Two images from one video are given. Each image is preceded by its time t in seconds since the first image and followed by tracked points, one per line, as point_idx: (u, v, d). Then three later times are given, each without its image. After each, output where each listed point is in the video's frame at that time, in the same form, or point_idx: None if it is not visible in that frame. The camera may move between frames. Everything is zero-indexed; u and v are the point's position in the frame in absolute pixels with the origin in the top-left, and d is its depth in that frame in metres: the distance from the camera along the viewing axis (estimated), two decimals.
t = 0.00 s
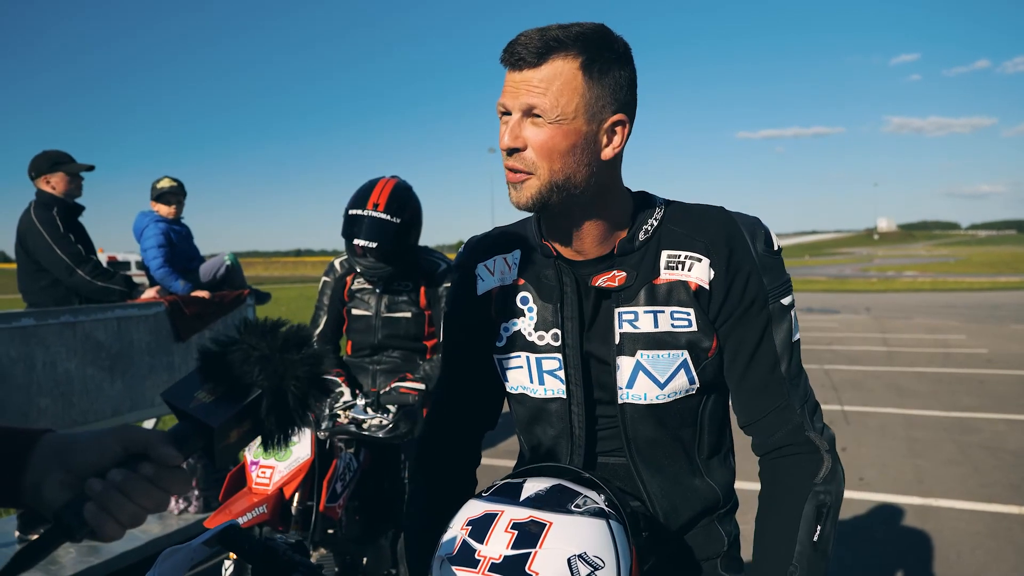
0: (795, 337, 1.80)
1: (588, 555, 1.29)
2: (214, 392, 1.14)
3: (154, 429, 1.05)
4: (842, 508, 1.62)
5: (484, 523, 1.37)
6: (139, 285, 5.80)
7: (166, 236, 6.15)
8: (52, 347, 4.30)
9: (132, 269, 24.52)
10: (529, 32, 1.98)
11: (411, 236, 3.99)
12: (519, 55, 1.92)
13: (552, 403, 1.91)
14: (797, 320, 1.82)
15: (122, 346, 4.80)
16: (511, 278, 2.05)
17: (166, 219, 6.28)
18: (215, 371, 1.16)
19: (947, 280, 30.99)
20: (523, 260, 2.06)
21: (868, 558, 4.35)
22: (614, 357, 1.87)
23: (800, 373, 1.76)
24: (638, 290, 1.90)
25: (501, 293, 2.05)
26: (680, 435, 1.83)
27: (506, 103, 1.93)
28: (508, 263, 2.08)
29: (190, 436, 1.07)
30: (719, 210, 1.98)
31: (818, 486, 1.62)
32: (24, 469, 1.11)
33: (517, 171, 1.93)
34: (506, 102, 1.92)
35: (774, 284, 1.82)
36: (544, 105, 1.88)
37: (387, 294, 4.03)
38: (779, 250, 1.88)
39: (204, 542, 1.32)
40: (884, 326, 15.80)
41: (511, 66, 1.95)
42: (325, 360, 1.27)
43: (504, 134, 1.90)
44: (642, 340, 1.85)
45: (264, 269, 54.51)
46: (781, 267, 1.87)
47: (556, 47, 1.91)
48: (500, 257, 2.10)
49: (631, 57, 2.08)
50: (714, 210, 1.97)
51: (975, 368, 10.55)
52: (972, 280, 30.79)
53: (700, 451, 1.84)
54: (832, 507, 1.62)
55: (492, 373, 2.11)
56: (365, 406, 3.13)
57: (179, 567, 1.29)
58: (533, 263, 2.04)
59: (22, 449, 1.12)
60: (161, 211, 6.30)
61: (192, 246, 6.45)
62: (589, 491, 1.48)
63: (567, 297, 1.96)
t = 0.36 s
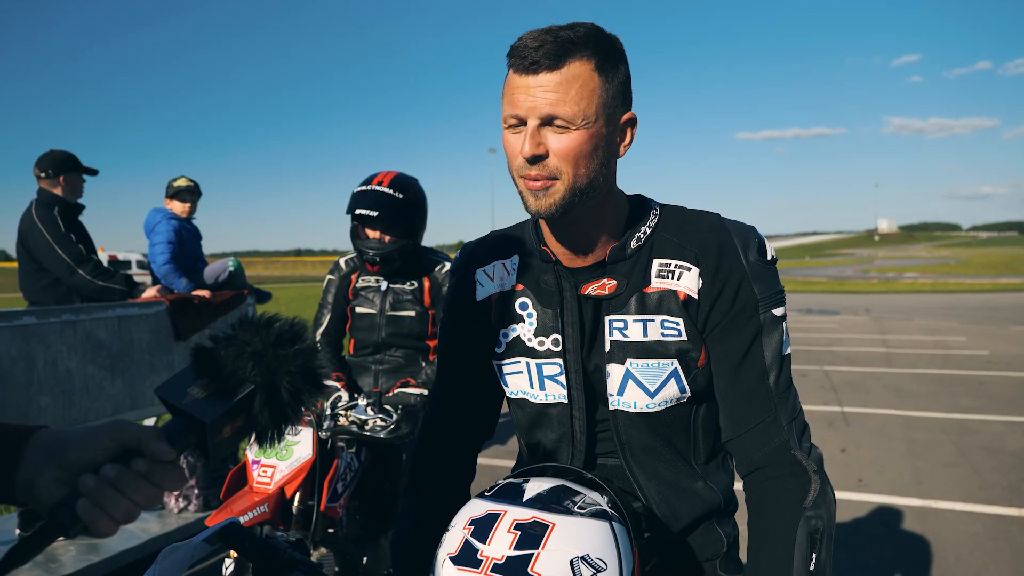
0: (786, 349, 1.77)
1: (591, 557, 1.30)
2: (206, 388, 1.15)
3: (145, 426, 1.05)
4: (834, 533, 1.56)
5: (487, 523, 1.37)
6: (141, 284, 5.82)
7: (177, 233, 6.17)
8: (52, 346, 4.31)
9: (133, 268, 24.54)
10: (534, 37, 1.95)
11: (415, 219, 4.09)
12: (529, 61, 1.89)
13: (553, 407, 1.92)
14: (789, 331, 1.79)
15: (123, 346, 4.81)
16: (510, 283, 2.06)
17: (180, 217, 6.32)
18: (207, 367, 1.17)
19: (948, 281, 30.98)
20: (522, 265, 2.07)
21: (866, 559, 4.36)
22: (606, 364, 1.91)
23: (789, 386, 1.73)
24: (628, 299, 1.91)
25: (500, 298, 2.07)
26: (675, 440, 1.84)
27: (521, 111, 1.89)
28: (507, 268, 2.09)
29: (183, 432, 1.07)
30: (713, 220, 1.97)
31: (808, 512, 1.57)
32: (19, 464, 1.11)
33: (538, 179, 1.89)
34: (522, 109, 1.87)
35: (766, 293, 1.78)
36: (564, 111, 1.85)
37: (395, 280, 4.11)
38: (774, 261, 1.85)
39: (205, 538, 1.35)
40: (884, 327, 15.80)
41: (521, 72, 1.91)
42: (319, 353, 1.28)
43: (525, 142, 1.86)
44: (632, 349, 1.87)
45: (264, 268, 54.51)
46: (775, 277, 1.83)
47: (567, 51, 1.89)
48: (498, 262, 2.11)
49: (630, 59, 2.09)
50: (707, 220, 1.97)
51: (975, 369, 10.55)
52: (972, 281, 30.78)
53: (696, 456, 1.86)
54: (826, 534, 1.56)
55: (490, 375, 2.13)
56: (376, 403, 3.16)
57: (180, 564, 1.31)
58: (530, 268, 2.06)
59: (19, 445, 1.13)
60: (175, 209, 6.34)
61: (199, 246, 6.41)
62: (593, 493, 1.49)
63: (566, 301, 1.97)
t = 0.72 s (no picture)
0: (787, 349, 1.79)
1: (585, 551, 1.31)
2: (210, 390, 1.15)
3: (149, 428, 1.07)
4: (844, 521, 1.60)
5: (482, 520, 1.38)
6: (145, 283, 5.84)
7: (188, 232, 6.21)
8: (56, 345, 4.32)
9: (136, 268, 24.60)
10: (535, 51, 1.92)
11: (416, 211, 4.13)
12: (539, 76, 1.86)
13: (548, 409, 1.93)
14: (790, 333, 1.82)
15: (127, 345, 4.82)
16: (504, 288, 2.07)
17: (191, 215, 6.37)
18: (212, 368, 1.17)
19: (951, 283, 30.91)
20: (516, 269, 2.08)
21: (866, 560, 4.36)
22: (607, 369, 1.90)
23: (793, 385, 1.75)
24: (628, 303, 1.92)
25: (494, 305, 2.07)
26: (673, 441, 1.85)
27: (537, 127, 1.85)
28: (500, 274, 2.10)
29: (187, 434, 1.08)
30: (708, 223, 1.99)
31: (819, 497, 1.61)
32: (23, 464, 1.13)
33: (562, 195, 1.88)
34: (540, 126, 1.84)
35: (766, 297, 1.80)
36: (584, 125, 1.84)
37: (400, 271, 4.13)
38: (770, 263, 1.87)
39: (206, 537, 1.34)
40: (887, 328, 15.78)
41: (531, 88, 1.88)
42: (319, 358, 1.29)
43: (550, 159, 1.83)
44: (633, 352, 1.87)
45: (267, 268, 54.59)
46: (772, 280, 1.85)
47: (575, 64, 1.87)
48: (491, 268, 2.11)
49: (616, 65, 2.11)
50: (701, 223, 2.00)
51: (978, 370, 10.54)
52: (975, 283, 30.72)
53: (694, 456, 1.87)
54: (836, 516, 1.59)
55: (488, 381, 2.13)
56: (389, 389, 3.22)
57: (181, 563, 1.29)
58: (524, 273, 2.06)
59: (24, 444, 1.15)
60: (187, 208, 6.40)
61: (208, 245, 6.45)
62: (587, 490, 1.51)
63: (558, 305, 1.98)
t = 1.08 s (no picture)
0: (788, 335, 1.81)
1: (585, 547, 1.32)
2: (216, 383, 1.17)
3: (155, 420, 1.09)
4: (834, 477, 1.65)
5: (484, 516, 1.40)
6: (149, 285, 5.86)
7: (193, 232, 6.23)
8: (60, 346, 4.35)
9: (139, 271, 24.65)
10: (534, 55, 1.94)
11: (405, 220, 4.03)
12: (538, 80, 1.87)
13: (541, 402, 1.96)
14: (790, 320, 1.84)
15: (131, 345, 4.85)
16: (498, 287, 2.09)
17: (197, 216, 6.40)
18: (218, 363, 1.18)
19: (953, 285, 30.86)
20: (510, 269, 2.10)
21: (867, 560, 4.36)
22: (607, 363, 1.91)
23: (796, 366, 1.78)
24: (629, 298, 1.92)
25: (489, 302, 2.09)
26: (671, 435, 1.86)
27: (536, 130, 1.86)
28: (495, 272, 2.12)
29: (194, 425, 1.10)
30: (708, 216, 2.01)
31: (814, 451, 1.66)
32: (32, 455, 1.14)
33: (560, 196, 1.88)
34: (539, 129, 1.84)
35: (766, 289, 1.81)
36: (581, 128, 1.85)
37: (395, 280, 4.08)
38: (769, 255, 1.88)
39: (211, 534, 1.36)
40: (889, 330, 15.77)
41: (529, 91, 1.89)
42: (325, 351, 1.32)
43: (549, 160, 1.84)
44: (634, 346, 1.88)
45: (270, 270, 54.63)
46: (771, 271, 1.86)
47: (573, 69, 1.89)
48: (486, 267, 2.14)
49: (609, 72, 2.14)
50: (699, 219, 2.01)
51: (981, 372, 10.53)
52: (978, 285, 30.67)
53: (694, 450, 1.88)
54: (825, 472, 1.65)
55: (489, 380, 2.15)
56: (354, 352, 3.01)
57: (184, 560, 1.32)
58: (518, 270, 2.08)
59: (31, 440, 1.16)
60: (192, 209, 6.43)
61: (213, 246, 6.47)
62: (589, 487, 1.52)
63: (547, 301, 1.99)
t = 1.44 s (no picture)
0: (778, 335, 1.82)
1: (622, 570, 1.34)
2: (224, 379, 1.20)
3: (166, 415, 1.11)
4: (821, 492, 1.65)
5: (524, 521, 1.43)
6: (149, 287, 5.88)
7: (193, 236, 6.24)
8: (61, 349, 4.36)
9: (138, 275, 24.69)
10: (590, 53, 2.01)
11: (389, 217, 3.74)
12: (607, 74, 1.96)
13: (548, 399, 1.99)
14: (780, 320, 1.84)
15: (131, 348, 4.88)
16: (504, 286, 2.11)
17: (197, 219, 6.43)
18: (228, 361, 1.22)
19: (952, 291, 30.91)
20: (516, 269, 2.12)
21: (865, 563, 4.38)
22: (603, 358, 1.95)
23: (785, 367, 1.78)
24: (624, 293, 1.96)
25: (494, 301, 2.11)
26: (669, 432, 1.89)
27: (609, 121, 1.94)
28: (500, 271, 2.14)
29: (202, 419, 1.13)
30: (703, 216, 2.03)
31: (800, 466, 1.66)
32: (43, 449, 1.15)
33: (626, 185, 1.97)
34: (614, 119, 1.93)
35: (756, 285, 1.83)
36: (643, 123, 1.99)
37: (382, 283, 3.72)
38: (760, 252, 1.89)
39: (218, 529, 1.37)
40: (888, 336, 15.79)
41: (597, 84, 1.97)
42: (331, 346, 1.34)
43: (626, 149, 1.93)
44: (629, 340, 1.91)
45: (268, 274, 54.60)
46: (762, 269, 1.88)
47: (629, 68, 2.02)
48: (492, 266, 2.16)
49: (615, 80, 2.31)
50: (696, 219, 2.03)
51: (979, 378, 10.54)
52: (976, 291, 30.72)
53: (693, 447, 1.90)
54: (813, 487, 1.64)
55: (493, 378, 2.17)
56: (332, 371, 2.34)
57: (192, 555, 1.33)
58: (522, 269, 2.11)
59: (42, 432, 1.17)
60: (192, 212, 6.45)
61: (213, 250, 6.49)
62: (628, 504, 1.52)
63: (555, 298, 2.02)
